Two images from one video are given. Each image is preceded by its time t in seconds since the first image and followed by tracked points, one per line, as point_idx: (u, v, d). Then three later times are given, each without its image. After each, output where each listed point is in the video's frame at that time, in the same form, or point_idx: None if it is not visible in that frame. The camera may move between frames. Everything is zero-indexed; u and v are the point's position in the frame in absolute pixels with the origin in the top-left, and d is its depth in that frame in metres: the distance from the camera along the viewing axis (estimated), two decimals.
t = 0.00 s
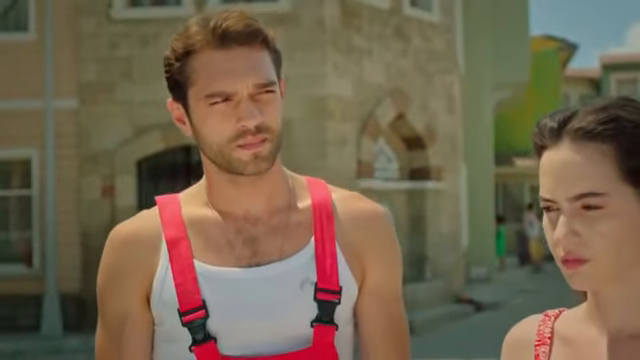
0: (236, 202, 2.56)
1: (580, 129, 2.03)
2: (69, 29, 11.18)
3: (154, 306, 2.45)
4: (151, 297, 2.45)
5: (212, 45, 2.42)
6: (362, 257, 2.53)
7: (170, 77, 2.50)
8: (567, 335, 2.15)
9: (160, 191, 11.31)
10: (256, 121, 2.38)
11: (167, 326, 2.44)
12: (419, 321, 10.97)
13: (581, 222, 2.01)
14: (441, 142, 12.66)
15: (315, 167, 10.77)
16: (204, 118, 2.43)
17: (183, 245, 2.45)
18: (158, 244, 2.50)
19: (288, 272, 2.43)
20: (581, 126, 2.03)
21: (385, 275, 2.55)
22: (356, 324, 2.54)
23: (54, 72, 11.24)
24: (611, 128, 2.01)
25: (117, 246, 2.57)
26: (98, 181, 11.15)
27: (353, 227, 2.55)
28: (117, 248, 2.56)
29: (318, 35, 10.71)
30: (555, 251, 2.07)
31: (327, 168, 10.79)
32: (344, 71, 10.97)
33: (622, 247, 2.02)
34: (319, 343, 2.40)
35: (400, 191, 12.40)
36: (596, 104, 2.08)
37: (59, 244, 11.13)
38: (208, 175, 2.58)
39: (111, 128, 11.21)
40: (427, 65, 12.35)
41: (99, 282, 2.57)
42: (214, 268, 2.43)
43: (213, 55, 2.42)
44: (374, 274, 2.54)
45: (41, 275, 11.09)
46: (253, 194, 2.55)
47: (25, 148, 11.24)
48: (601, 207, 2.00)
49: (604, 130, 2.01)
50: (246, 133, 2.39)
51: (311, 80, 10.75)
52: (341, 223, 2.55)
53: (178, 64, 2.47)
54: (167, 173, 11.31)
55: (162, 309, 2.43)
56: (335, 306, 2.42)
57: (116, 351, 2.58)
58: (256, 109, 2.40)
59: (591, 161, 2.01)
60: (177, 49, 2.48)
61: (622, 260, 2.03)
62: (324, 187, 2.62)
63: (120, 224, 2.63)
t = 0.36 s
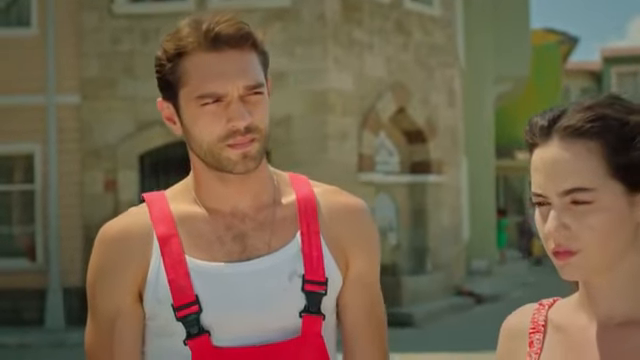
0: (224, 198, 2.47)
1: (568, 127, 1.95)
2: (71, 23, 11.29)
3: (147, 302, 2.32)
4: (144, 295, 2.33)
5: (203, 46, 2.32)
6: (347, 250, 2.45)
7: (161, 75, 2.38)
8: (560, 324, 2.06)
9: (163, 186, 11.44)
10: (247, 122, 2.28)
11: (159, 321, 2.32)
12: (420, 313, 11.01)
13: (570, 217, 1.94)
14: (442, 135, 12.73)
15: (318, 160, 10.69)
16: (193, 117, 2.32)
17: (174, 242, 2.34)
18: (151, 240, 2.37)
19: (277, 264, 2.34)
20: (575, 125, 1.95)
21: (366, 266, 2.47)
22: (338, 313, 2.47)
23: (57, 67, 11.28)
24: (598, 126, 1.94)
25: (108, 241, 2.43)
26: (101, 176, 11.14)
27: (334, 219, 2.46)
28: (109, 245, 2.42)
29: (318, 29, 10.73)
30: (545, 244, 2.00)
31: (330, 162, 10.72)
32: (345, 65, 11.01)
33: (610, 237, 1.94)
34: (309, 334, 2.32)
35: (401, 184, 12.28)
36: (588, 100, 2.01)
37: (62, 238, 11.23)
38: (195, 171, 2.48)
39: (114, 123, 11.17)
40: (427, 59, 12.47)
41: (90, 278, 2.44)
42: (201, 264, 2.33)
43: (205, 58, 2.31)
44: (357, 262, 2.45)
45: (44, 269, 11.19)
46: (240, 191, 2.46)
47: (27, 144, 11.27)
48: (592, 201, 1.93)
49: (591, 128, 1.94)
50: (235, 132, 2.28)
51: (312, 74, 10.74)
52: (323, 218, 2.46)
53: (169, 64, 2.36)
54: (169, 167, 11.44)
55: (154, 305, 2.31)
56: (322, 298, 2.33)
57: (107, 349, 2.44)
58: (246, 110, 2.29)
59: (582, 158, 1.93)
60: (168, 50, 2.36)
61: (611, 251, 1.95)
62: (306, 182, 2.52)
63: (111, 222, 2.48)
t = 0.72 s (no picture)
0: (219, 195, 2.41)
1: (569, 123, 2.00)
2: (74, 18, 11.35)
3: (146, 298, 2.26)
4: (144, 289, 2.26)
5: (200, 48, 2.26)
6: (337, 244, 2.41)
7: (157, 75, 2.32)
8: (557, 313, 2.12)
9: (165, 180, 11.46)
10: (244, 121, 2.23)
11: (160, 314, 2.25)
12: (421, 306, 11.08)
13: (568, 210, 1.99)
14: (443, 129, 12.77)
15: (319, 153, 10.77)
16: (191, 117, 2.26)
17: (171, 239, 2.29)
18: (149, 235, 2.31)
19: (272, 258, 2.30)
20: (574, 122, 2.00)
21: (355, 259, 2.44)
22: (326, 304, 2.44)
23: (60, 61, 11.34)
24: (594, 124, 2.00)
25: (105, 237, 2.35)
26: (104, 170, 11.23)
27: (324, 212, 2.42)
28: (106, 240, 2.34)
29: (320, 24, 10.79)
30: (542, 236, 2.04)
31: (332, 156, 10.80)
32: (347, 59, 11.06)
33: (601, 229, 2.00)
34: (302, 325, 2.28)
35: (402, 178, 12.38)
36: (583, 99, 2.07)
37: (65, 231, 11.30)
38: (189, 168, 2.41)
39: (116, 117, 11.24)
40: (429, 53, 12.51)
41: (86, 274, 2.36)
42: (197, 260, 2.28)
43: (203, 60, 2.26)
44: (346, 255, 2.42)
45: (48, 262, 11.27)
46: (234, 188, 2.41)
47: (30, 138, 11.34)
48: (587, 194, 1.99)
49: (587, 125, 2.00)
50: (232, 132, 2.23)
51: (314, 68, 10.82)
52: (314, 213, 2.41)
53: (166, 65, 2.30)
54: (171, 161, 11.48)
55: (154, 300, 2.25)
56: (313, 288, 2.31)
57: (106, 347, 2.36)
58: (243, 110, 2.24)
59: (576, 153, 1.99)
60: (165, 51, 2.30)
61: (606, 240, 2.01)
62: (294, 175, 2.50)
63: (106, 217, 2.40)
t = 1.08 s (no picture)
0: (216, 191, 2.39)
1: (565, 122, 2.03)
2: (75, 11, 11.39)
3: (145, 291, 2.24)
4: (144, 281, 2.24)
5: (206, 50, 2.25)
6: (329, 238, 2.41)
7: (161, 75, 2.31)
8: (553, 304, 2.14)
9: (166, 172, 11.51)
10: (247, 122, 2.23)
11: (157, 306, 2.24)
12: (420, 299, 11.14)
13: (566, 204, 2.01)
14: (443, 122, 12.82)
15: (319, 147, 10.81)
16: (194, 117, 2.26)
17: (168, 232, 2.26)
18: (147, 227, 2.28)
19: (268, 252, 2.30)
20: (569, 120, 2.03)
21: (347, 252, 2.45)
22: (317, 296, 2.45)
23: (61, 54, 11.38)
24: (592, 122, 2.02)
25: (105, 230, 2.31)
26: (104, 163, 11.24)
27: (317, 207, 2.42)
28: (106, 233, 2.30)
29: (321, 18, 10.88)
30: (539, 229, 2.06)
31: (333, 149, 10.86)
32: (348, 52, 11.12)
33: (591, 224, 2.01)
34: (293, 314, 2.28)
35: (402, 171, 12.46)
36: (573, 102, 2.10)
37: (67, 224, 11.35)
38: (188, 163, 2.39)
39: (117, 110, 11.25)
40: (429, 47, 12.55)
41: (85, 267, 2.33)
42: (194, 254, 2.26)
43: (207, 61, 2.25)
44: (338, 248, 2.42)
45: (50, 255, 11.33)
46: (233, 184, 2.39)
47: (31, 131, 11.40)
48: (587, 188, 2.00)
49: (586, 123, 2.02)
50: (235, 132, 2.23)
51: (313, 62, 10.88)
52: (308, 210, 2.41)
53: (171, 66, 2.29)
54: (172, 154, 11.52)
55: (152, 292, 2.23)
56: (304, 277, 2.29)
57: (104, 345, 2.33)
58: (246, 111, 2.24)
59: (572, 150, 2.01)
60: (170, 52, 2.29)
61: (597, 237, 2.03)
62: (288, 170, 2.50)
63: (107, 210, 2.36)
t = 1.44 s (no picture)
0: (214, 185, 2.42)
1: (561, 117, 2.05)
2: (74, 4, 11.44)
3: (146, 281, 2.26)
4: (146, 272, 2.26)
5: (211, 49, 2.29)
6: (322, 231, 2.44)
7: (166, 71, 2.34)
8: (546, 293, 2.18)
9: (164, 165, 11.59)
10: (251, 119, 2.27)
11: (157, 295, 2.25)
12: (415, 292, 11.24)
13: (559, 196, 2.04)
14: (439, 117, 12.90)
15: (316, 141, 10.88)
16: (199, 114, 2.30)
17: (168, 223, 2.28)
18: (147, 217, 2.29)
19: (264, 244, 2.33)
20: (566, 116, 2.05)
21: (338, 244, 2.47)
22: (309, 286, 2.49)
23: (59, 47, 11.43)
24: (585, 118, 2.04)
25: (106, 223, 2.31)
26: (102, 155, 11.31)
27: (313, 199, 2.45)
28: (107, 226, 2.30)
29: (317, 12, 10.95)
30: (534, 221, 2.10)
31: (330, 143, 10.95)
32: (345, 47, 11.19)
33: (582, 218, 2.05)
34: (288, 301, 2.30)
35: (398, 165, 12.52)
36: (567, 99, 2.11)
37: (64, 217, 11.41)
38: (188, 155, 2.41)
39: (115, 103, 11.30)
40: (426, 41, 12.62)
41: (86, 260, 2.32)
42: (193, 246, 2.28)
43: (212, 59, 2.29)
44: (329, 240, 2.46)
45: (47, 246, 11.39)
46: (231, 179, 2.42)
47: (30, 123, 11.44)
48: (580, 181, 2.04)
49: (580, 119, 2.05)
50: (238, 129, 2.27)
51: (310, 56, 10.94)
52: (302, 203, 2.44)
53: (176, 63, 2.32)
54: (169, 146, 11.60)
55: (151, 281, 2.25)
56: (298, 265, 2.32)
57: (105, 339, 2.33)
58: (249, 108, 2.28)
59: (564, 145, 2.04)
60: (175, 49, 2.32)
61: (586, 230, 2.06)
62: (283, 164, 2.52)
63: (107, 203, 2.35)
